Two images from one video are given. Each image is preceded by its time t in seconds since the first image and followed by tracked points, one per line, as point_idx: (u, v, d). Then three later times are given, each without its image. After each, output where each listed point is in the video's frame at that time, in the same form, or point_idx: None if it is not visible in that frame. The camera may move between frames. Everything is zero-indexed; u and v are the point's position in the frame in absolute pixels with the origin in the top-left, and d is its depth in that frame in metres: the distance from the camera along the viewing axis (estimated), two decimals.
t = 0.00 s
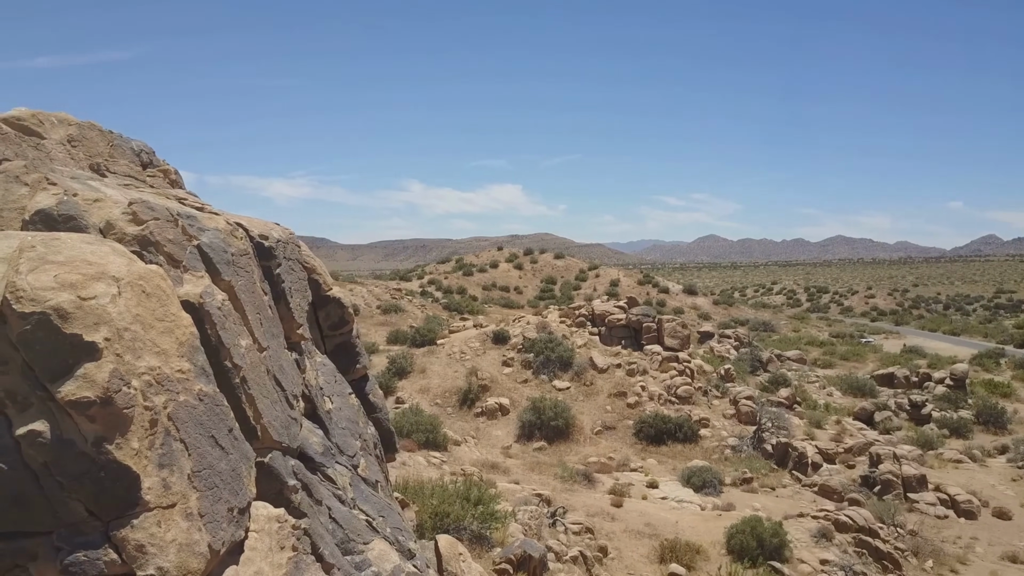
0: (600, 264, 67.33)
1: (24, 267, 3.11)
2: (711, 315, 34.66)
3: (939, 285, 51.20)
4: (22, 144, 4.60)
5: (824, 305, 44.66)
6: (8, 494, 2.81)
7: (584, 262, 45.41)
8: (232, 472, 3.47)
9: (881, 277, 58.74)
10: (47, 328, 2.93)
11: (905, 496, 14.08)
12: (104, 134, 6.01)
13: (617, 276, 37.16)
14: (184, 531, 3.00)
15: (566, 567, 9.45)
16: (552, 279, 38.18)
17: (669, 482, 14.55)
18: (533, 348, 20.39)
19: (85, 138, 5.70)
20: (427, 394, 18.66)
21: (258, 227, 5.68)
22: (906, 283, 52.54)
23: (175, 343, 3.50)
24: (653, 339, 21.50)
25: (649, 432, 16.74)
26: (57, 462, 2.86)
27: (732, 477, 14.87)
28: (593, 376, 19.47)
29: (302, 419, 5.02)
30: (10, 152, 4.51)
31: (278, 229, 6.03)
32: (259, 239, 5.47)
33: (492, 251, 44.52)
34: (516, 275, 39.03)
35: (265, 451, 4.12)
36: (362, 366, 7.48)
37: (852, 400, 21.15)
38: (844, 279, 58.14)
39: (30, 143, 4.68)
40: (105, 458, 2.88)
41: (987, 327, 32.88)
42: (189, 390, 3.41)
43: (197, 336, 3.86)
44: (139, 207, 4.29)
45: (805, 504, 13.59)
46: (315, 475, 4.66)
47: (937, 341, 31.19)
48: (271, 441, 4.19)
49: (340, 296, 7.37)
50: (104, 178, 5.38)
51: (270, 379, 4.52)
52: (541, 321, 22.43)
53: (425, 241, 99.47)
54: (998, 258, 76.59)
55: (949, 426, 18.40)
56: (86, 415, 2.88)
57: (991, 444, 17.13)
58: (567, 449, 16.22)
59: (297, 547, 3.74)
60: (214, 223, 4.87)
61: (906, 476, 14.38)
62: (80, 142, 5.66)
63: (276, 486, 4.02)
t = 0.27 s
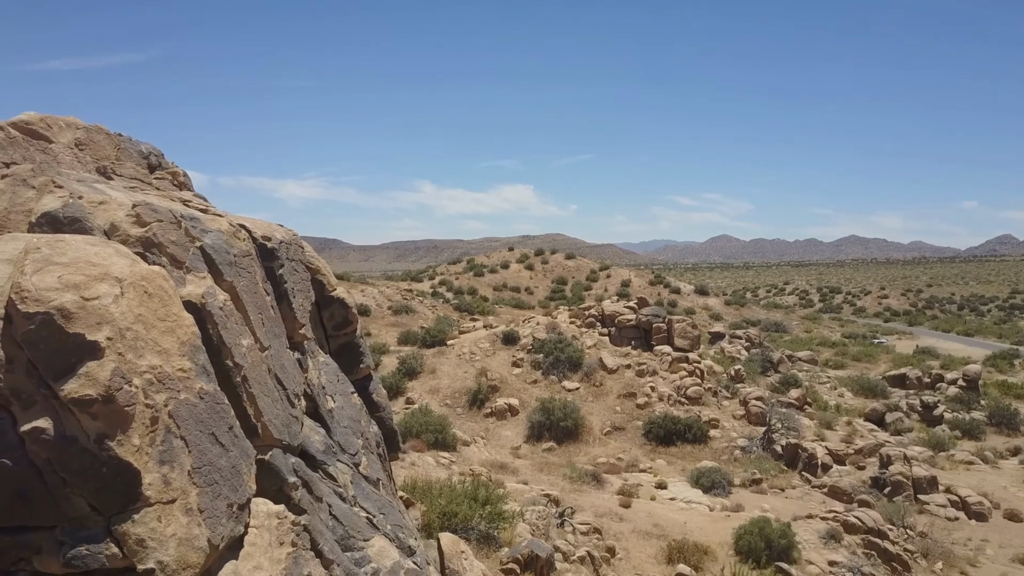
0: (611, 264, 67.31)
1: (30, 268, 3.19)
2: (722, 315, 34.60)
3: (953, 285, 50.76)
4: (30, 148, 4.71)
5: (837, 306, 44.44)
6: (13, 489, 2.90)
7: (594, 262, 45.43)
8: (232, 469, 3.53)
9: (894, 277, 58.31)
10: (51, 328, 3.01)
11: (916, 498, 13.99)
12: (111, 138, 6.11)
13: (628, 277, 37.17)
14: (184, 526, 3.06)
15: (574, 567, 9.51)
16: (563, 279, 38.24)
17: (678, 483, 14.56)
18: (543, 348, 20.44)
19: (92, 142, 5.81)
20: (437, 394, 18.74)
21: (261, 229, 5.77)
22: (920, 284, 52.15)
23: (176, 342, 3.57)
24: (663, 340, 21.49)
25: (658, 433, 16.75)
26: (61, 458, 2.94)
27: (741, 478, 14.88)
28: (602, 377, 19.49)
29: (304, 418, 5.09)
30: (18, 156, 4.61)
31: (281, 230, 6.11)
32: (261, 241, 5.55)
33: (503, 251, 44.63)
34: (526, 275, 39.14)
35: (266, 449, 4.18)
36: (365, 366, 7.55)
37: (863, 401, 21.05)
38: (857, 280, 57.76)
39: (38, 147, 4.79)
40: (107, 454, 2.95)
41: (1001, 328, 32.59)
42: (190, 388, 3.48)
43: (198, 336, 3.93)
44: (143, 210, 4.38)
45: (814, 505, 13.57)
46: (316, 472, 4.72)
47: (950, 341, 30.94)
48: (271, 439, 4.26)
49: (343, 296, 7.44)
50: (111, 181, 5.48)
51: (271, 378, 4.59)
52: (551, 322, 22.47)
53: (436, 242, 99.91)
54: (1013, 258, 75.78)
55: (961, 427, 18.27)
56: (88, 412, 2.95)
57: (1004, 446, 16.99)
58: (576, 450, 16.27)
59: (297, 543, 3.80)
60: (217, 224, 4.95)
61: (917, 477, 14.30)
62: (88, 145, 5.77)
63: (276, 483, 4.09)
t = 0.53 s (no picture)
0: (620, 265, 67.24)
1: (35, 269, 3.27)
2: (732, 316, 34.52)
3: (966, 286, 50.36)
4: (37, 151, 4.80)
5: (848, 306, 44.23)
6: (19, 484, 2.97)
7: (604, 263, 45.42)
8: (232, 466, 3.59)
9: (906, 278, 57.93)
10: (55, 328, 3.08)
11: (925, 499, 13.93)
12: (118, 141, 6.21)
13: (637, 277, 37.15)
14: (185, 521, 3.12)
15: (581, 566, 9.56)
16: (572, 280, 38.27)
17: (686, 484, 14.57)
18: (551, 349, 20.48)
19: (99, 145, 5.90)
20: (446, 394, 18.81)
21: (265, 230, 5.84)
22: (931, 284, 51.81)
23: (179, 341, 3.62)
24: (672, 341, 21.47)
25: (666, 433, 16.75)
26: (65, 455, 3.01)
27: (749, 479, 14.88)
28: (611, 378, 19.51)
29: (306, 416, 5.15)
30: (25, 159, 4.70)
31: (284, 232, 6.18)
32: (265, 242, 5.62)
33: (513, 252, 44.70)
34: (536, 276, 39.19)
35: (267, 447, 4.25)
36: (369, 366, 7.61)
37: (874, 402, 20.95)
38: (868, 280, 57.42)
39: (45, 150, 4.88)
40: (110, 451, 3.02)
41: (1014, 329, 32.34)
42: (192, 386, 3.53)
43: (201, 335, 4.00)
44: (147, 211, 4.45)
45: (822, 506, 13.56)
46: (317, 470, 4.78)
47: (962, 342, 30.72)
48: (272, 437, 4.32)
49: (348, 296, 7.49)
50: (117, 183, 5.57)
51: (273, 377, 4.65)
52: (559, 322, 22.51)
53: (446, 242, 100.21)
54: None
55: (971, 428, 18.15)
56: (92, 410, 3.02)
57: (1015, 448, 16.86)
58: (583, 450, 16.30)
59: (297, 539, 3.86)
60: (221, 226, 5.02)
61: (926, 479, 14.23)
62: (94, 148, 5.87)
63: (277, 480, 4.15)
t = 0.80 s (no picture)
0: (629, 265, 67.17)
1: (42, 270, 3.34)
2: (741, 317, 34.44)
3: (978, 287, 49.96)
4: (45, 154, 4.90)
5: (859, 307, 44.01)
6: (25, 479, 3.05)
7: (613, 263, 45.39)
8: (234, 463, 3.66)
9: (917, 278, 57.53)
10: (61, 327, 3.15)
11: (934, 500, 13.88)
12: (125, 143, 6.30)
13: (646, 278, 37.13)
14: (187, 517, 3.19)
15: (588, 566, 9.61)
16: (581, 280, 38.29)
17: (693, 484, 14.57)
18: (559, 349, 20.51)
19: (106, 147, 5.99)
20: (454, 394, 18.89)
21: (269, 231, 5.92)
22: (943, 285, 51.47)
23: (183, 340, 3.68)
24: (680, 341, 21.44)
25: (675, 434, 16.75)
26: (70, 451, 3.08)
27: (757, 479, 14.86)
28: (619, 378, 19.52)
29: (308, 415, 5.22)
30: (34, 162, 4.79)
31: (288, 233, 6.25)
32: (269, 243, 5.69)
33: (521, 252, 44.77)
34: (545, 276, 39.25)
35: (269, 445, 4.32)
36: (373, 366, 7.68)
37: (883, 403, 20.85)
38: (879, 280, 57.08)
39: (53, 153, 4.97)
40: (114, 447, 3.09)
41: None
42: (195, 385, 3.60)
43: (204, 335, 4.07)
44: (153, 213, 4.53)
45: (830, 507, 13.54)
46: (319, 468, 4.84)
47: (974, 343, 30.48)
48: (274, 435, 4.39)
49: (352, 297, 7.57)
50: (124, 185, 5.66)
51: (275, 376, 4.72)
52: (568, 322, 22.55)
53: (455, 242, 100.52)
54: None
55: (982, 430, 18.04)
56: (96, 408, 3.09)
57: None
58: (591, 450, 16.33)
59: (297, 536, 3.92)
60: (225, 227, 5.09)
61: (935, 480, 14.16)
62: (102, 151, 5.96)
63: (279, 478, 4.22)
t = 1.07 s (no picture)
0: (640, 265, 67.08)
1: (50, 271, 3.43)
2: (753, 317, 34.34)
3: (993, 288, 49.43)
4: (56, 158, 5.01)
5: (871, 308, 43.69)
6: (33, 473, 3.14)
7: (624, 263, 45.35)
8: (237, 460, 3.74)
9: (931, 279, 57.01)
10: (68, 327, 3.24)
11: (945, 502, 13.79)
12: (135, 146, 6.41)
13: (657, 278, 37.08)
14: (190, 511, 3.27)
15: (596, 566, 9.65)
16: (592, 281, 38.31)
17: (702, 485, 14.57)
18: (569, 350, 20.54)
19: (116, 150, 6.10)
20: (463, 394, 18.98)
21: (275, 233, 6.01)
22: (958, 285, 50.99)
23: (188, 340, 3.76)
24: (690, 342, 21.40)
25: (684, 435, 16.74)
26: (77, 447, 3.17)
27: (766, 480, 14.83)
28: (628, 379, 19.53)
29: (312, 413, 5.30)
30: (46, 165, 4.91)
31: (294, 234, 6.35)
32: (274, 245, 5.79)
33: (532, 253, 44.82)
34: (556, 277, 39.30)
35: (272, 442, 4.40)
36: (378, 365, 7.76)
37: (895, 404, 20.73)
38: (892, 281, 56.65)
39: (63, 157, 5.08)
40: (119, 443, 3.18)
41: None
42: (199, 383, 3.68)
43: (209, 335, 4.16)
44: (159, 215, 4.62)
45: (840, 508, 13.50)
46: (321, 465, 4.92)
47: (989, 344, 30.14)
48: (277, 433, 4.47)
49: (357, 297, 7.66)
50: (132, 188, 5.77)
51: (279, 375, 4.81)
52: (578, 323, 22.58)
53: (466, 243, 100.75)
54: None
55: (995, 431, 17.89)
56: (103, 405, 3.19)
57: None
58: (600, 450, 16.37)
59: (299, 531, 4.01)
60: (231, 229, 5.18)
61: (946, 481, 14.07)
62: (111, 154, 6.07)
63: (282, 474, 4.30)
